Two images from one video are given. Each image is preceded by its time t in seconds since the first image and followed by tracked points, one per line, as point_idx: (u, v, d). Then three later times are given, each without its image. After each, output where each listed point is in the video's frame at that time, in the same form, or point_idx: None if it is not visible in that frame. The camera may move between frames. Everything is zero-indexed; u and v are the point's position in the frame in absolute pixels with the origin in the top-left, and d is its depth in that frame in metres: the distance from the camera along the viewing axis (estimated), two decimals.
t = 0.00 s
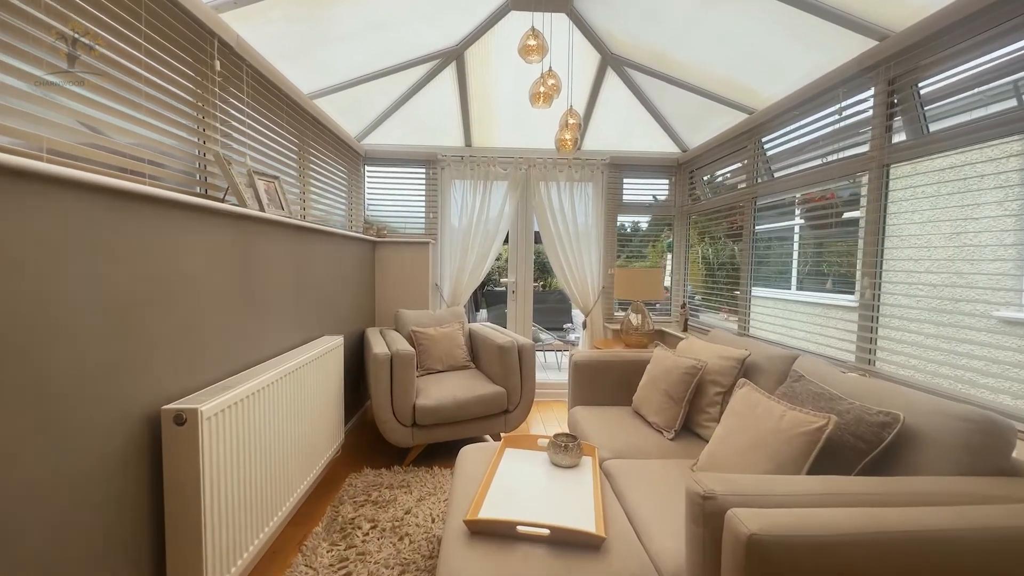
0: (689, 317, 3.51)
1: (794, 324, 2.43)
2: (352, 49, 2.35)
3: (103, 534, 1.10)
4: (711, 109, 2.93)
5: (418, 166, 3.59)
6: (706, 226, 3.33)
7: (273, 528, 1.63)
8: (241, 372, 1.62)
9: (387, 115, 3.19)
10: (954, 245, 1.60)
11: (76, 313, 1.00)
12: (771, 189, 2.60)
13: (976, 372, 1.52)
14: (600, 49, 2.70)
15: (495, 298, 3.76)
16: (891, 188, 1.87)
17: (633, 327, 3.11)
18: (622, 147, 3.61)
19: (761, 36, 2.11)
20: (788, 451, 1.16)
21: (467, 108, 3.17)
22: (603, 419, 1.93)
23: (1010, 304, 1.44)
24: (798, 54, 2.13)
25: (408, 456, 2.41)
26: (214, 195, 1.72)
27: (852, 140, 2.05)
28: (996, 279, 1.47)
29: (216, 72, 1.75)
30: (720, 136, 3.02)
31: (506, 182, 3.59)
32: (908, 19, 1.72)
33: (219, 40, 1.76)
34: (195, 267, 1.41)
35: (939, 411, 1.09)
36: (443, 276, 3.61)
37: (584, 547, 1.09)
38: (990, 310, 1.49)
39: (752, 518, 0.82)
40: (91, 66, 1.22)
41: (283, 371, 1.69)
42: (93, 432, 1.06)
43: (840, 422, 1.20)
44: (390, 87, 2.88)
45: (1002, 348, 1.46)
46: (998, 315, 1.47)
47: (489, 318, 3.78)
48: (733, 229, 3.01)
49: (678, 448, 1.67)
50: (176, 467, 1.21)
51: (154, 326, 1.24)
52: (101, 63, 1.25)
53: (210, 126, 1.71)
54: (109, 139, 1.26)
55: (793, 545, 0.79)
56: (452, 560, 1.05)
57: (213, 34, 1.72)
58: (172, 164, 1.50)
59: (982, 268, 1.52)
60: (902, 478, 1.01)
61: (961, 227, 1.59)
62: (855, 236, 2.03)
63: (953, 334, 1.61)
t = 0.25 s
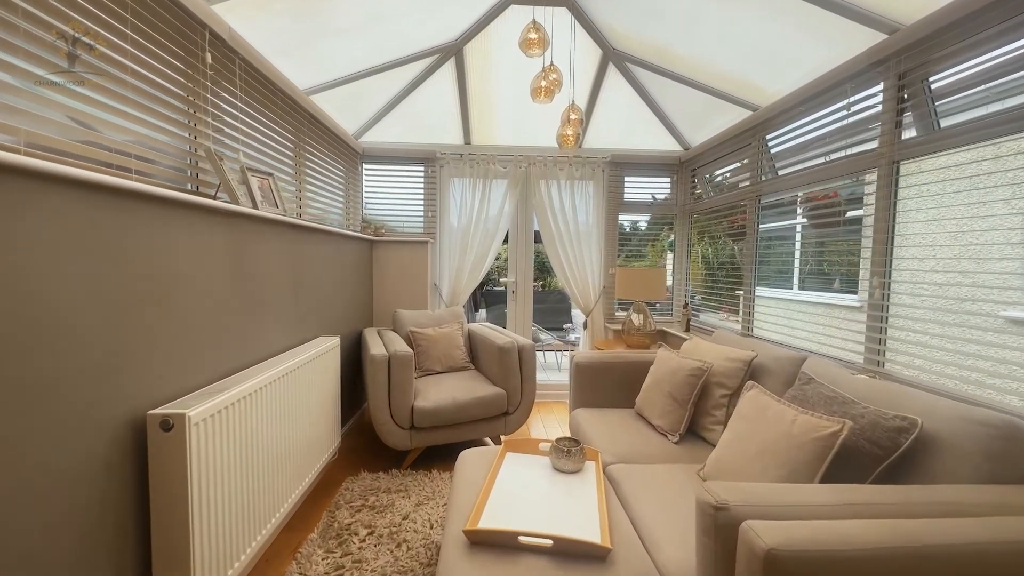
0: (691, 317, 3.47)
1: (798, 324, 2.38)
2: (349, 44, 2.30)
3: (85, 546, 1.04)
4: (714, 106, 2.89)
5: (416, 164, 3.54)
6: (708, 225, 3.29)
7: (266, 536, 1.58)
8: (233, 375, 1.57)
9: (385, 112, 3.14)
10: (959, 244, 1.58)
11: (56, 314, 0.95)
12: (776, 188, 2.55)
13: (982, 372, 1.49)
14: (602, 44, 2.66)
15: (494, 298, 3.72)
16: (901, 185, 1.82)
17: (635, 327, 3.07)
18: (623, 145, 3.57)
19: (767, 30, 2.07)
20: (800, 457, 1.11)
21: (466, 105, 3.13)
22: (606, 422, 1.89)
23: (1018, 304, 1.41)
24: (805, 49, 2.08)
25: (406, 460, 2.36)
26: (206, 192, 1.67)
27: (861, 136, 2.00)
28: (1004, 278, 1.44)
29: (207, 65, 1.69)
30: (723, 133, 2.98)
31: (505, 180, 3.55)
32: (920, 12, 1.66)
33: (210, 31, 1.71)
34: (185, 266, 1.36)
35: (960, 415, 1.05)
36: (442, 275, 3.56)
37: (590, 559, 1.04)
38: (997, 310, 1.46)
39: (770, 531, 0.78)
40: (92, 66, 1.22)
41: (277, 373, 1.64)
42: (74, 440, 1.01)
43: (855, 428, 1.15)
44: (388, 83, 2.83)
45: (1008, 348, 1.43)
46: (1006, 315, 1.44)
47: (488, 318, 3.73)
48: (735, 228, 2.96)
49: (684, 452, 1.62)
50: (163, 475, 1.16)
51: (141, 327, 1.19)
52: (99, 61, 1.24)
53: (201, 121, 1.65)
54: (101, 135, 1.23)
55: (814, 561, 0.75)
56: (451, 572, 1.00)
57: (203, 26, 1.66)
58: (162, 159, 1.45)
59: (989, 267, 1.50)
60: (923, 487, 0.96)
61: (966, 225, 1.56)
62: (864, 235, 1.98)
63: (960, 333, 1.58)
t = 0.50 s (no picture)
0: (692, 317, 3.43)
1: (802, 325, 2.35)
2: (345, 39, 2.26)
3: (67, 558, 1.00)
4: (715, 104, 2.85)
5: (414, 163, 3.50)
6: (709, 224, 3.26)
7: (260, 542, 1.54)
8: (225, 377, 1.52)
9: (382, 109, 3.09)
10: (963, 244, 1.56)
11: (35, 315, 0.91)
12: (779, 186, 2.52)
13: (988, 373, 1.47)
14: (603, 40, 2.62)
15: (493, 298, 3.67)
16: (909, 183, 1.78)
17: (635, 328, 3.03)
18: (624, 143, 3.53)
19: (771, 25, 2.03)
20: (812, 463, 1.08)
21: (465, 102, 3.09)
22: (607, 425, 1.85)
23: None
24: (809, 44, 2.04)
25: (404, 463, 2.32)
26: (197, 189, 1.62)
27: (868, 132, 1.96)
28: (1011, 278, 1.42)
29: (198, 58, 1.64)
30: (725, 131, 2.94)
31: (504, 178, 3.51)
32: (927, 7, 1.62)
33: (201, 24, 1.66)
34: (175, 265, 1.31)
35: (977, 420, 1.01)
36: (440, 275, 3.52)
37: (594, 570, 1.00)
38: (1003, 310, 1.44)
39: (785, 544, 0.74)
40: (93, 66, 1.22)
41: (270, 375, 1.60)
42: (54, 448, 0.96)
43: (867, 433, 1.12)
44: (386, 80, 2.78)
45: (1013, 348, 1.41)
46: (1011, 314, 1.43)
47: (487, 318, 3.69)
48: (737, 227, 2.93)
49: (688, 456, 1.59)
50: (150, 483, 1.12)
51: (127, 329, 1.14)
52: (100, 61, 1.24)
53: (191, 116, 1.60)
54: (91, 131, 1.19)
55: None
56: None
57: (193, 18, 1.62)
58: (152, 156, 1.40)
59: (995, 267, 1.48)
60: (941, 496, 0.93)
61: (969, 225, 1.54)
62: (870, 233, 1.94)
63: (964, 334, 1.57)
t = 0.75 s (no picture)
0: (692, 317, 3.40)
1: (803, 325, 2.31)
2: (340, 34, 2.21)
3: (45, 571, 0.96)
4: (716, 102, 2.82)
5: (411, 161, 3.45)
6: (709, 222, 3.22)
7: (251, 549, 1.50)
8: (214, 380, 1.48)
9: (378, 107, 3.05)
10: (965, 243, 1.54)
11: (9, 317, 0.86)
12: (780, 184, 2.48)
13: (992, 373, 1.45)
14: (603, 36, 2.58)
15: (491, 297, 3.64)
16: (914, 181, 1.75)
17: (635, 328, 3.00)
18: (623, 141, 3.49)
19: (773, 20, 2.00)
20: (820, 469, 1.04)
21: (463, 99, 3.04)
22: (607, 427, 1.81)
23: None
24: (812, 40, 2.01)
25: (400, 465, 2.28)
26: (186, 185, 1.57)
27: (873, 129, 1.92)
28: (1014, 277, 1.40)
29: (186, 51, 1.59)
30: (727, 128, 2.90)
31: (502, 177, 3.47)
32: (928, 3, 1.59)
33: (189, 16, 1.61)
34: (161, 264, 1.27)
35: (991, 424, 0.98)
36: (438, 274, 3.48)
37: None
38: (1007, 309, 1.42)
39: (797, 557, 0.70)
40: (93, 66, 1.22)
41: (262, 377, 1.56)
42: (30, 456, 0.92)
43: (877, 438, 1.08)
44: (382, 76, 2.74)
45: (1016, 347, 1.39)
46: (1013, 314, 1.41)
47: (485, 318, 3.65)
48: (737, 226, 2.90)
49: (690, 459, 1.55)
50: (133, 492, 1.07)
51: (110, 331, 1.10)
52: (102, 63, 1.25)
53: (180, 110, 1.55)
54: (80, 126, 1.16)
55: None
56: None
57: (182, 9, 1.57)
58: (140, 152, 1.36)
59: (998, 266, 1.46)
60: (956, 504, 0.89)
61: (971, 223, 1.52)
62: (874, 231, 1.90)
63: (967, 333, 1.54)
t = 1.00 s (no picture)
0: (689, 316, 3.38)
1: (800, 324, 2.29)
2: (334, 28, 2.17)
3: None
4: (714, 99, 2.79)
5: (406, 158, 3.41)
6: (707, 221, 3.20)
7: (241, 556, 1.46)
8: (203, 382, 1.44)
9: (373, 103, 3.00)
10: (962, 241, 1.53)
11: None
12: (779, 182, 2.46)
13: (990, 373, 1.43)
14: (600, 32, 2.55)
15: (487, 297, 3.60)
16: (915, 178, 1.73)
17: (632, 327, 2.97)
18: (620, 139, 3.46)
19: (774, 16, 1.97)
20: (825, 473, 1.01)
21: (459, 96, 3.00)
22: (605, 428, 1.79)
23: None
24: (814, 36, 1.99)
25: (395, 467, 2.24)
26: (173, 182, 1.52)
27: (875, 125, 1.90)
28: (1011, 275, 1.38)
29: (173, 42, 1.54)
30: (725, 126, 2.88)
31: (499, 175, 3.43)
32: None
33: (176, 6, 1.56)
34: (149, 263, 1.23)
35: (1002, 427, 0.96)
36: (433, 273, 3.44)
37: None
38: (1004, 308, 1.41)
39: (809, 568, 0.67)
40: (93, 66, 1.22)
41: (253, 379, 1.51)
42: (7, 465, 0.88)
43: (884, 441, 1.06)
44: (377, 72, 2.70)
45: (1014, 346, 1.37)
46: (1011, 313, 1.39)
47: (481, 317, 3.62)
48: (734, 224, 2.87)
49: (690, 461, 1.53)
50: (116, 500, 1.03)
51: (94, 333, 1.05)
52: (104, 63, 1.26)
53: (167, 104, 1.50)
54: (72, 124, 1.14)
55: None
56: None
57: None
58: (127, 147, 1.32)
59: (995, 264, 1.44)
60: (968, 509, 0.87)
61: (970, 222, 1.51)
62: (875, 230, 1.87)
63: (965, 333, 1.53)
